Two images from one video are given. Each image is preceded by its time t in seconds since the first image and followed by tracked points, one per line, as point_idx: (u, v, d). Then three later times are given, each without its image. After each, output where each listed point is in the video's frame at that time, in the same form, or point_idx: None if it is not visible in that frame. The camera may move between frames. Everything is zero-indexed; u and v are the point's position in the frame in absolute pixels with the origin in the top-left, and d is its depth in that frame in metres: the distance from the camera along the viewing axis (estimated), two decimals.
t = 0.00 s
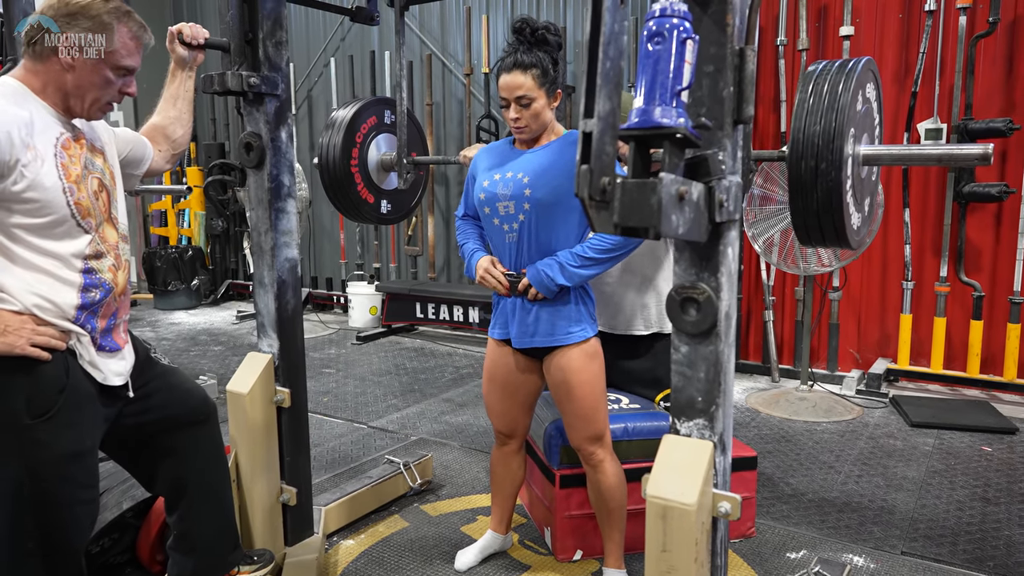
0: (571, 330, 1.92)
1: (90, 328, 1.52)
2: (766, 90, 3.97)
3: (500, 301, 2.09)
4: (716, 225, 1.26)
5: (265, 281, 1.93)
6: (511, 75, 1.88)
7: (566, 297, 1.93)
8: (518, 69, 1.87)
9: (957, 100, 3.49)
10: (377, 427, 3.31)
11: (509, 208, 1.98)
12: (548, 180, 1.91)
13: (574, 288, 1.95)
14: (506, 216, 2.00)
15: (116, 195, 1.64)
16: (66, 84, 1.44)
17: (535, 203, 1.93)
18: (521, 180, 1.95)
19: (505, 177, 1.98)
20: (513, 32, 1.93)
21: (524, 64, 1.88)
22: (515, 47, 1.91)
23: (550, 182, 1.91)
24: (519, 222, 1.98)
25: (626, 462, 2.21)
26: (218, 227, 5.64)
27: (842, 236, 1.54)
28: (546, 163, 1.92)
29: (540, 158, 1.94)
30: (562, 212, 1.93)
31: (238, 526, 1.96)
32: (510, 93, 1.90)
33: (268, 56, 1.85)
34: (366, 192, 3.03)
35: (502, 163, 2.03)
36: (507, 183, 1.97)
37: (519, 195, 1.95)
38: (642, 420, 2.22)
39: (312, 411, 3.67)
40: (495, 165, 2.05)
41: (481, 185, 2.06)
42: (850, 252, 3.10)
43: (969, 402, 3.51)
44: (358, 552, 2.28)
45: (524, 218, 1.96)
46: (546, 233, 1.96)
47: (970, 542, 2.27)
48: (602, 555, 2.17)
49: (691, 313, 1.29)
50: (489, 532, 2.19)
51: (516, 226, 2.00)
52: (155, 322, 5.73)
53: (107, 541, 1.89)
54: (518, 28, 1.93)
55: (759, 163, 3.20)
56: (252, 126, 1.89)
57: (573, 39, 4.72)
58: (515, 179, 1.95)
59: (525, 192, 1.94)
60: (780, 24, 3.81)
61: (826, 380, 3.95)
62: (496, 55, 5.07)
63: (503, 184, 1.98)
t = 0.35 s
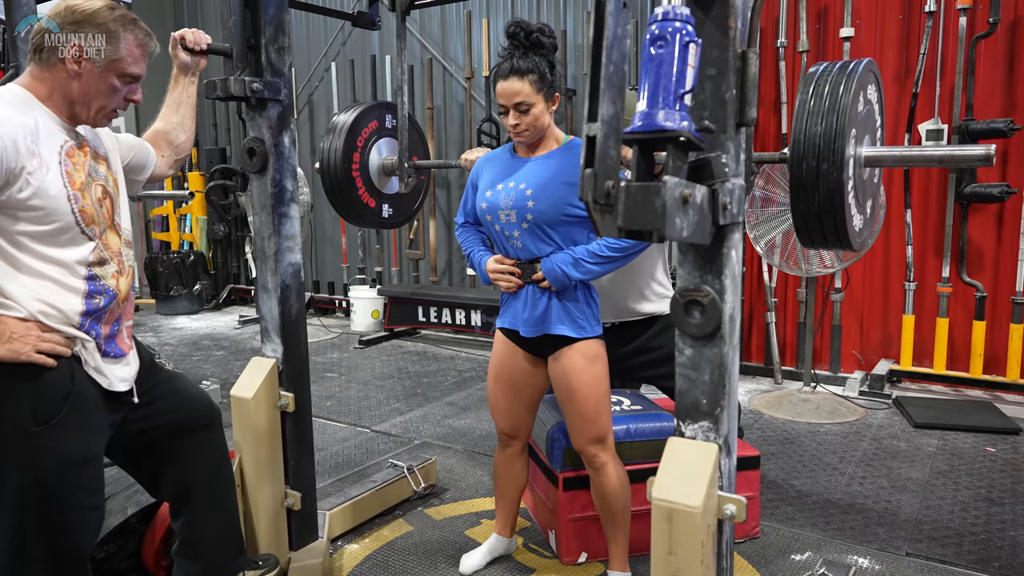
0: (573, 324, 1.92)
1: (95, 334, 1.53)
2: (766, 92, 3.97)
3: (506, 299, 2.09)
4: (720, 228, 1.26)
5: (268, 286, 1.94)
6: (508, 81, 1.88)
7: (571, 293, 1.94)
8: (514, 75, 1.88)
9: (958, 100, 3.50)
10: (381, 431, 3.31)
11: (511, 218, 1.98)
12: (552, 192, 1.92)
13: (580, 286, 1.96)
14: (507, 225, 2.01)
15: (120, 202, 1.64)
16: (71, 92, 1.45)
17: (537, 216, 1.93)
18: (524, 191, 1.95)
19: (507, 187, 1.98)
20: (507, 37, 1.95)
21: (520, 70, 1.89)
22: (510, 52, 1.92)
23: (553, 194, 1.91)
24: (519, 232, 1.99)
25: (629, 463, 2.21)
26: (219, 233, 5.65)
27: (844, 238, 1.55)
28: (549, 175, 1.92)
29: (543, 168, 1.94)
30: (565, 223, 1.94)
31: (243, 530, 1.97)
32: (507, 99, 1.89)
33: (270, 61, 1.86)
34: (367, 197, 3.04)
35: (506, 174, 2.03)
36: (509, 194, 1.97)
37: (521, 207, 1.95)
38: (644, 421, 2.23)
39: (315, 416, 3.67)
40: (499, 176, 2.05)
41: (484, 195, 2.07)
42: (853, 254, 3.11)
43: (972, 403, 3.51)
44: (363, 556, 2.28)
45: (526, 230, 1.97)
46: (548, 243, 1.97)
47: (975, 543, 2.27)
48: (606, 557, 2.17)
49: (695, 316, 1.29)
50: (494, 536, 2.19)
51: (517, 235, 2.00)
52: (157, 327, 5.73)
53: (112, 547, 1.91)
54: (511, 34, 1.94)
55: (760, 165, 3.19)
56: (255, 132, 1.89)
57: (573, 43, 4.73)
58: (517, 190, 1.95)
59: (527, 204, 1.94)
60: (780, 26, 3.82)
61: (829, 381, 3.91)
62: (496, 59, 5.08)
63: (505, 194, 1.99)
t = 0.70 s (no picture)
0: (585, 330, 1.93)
1: (100, 335, 1.53)
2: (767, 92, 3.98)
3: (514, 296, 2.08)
4: (724, 227, 1.26)
5: (272, 286, 1.94)
6: (507, 88, 1.87)
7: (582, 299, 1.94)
8: (513, 81, 1.86)
9: (959, 99, 3.50)
10: (383, 431, 3.32)
11: (518, 233, 1.98)
12: (558, 209, 1.93)
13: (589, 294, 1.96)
14: (515, 240, 2.01)
15: (122, 202, 1.64)
16: (72, 92, 1.45)
17: (546, 231, 1.94)
18: (531, 207, 1.96)
19: (514, 203, 1.99)
20: (508, 42, 1.93)
21: (519, 76, 1.87)
22: (509, 58, 1.90)
23: (559, 208, 1.92)
24: (527, 247, 1.99)
25: (632, 463, 2.20)
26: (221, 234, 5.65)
27: (847, 237, 1.54)
28: (556, 192, 1.94)
29: (550, 183, 1.95)
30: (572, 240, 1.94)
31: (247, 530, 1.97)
32: (507, 107, 1.89)
33: (273, 62, 1.86)
34: (368, 197, 3.04)
35: (512, 188, 2.03)
36: (516, 209, 1.98)
37: (528, 222, 1.96)
38: (647, 422, 2.23)
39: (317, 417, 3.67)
40: (504, 190, 2.05)
41: (491, 210, 2.06)
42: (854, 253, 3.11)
43: (974, 402, 3.51)
44: (366, 556, 2.28)
45: (533, 244, 1.97)
46: (555, 257, 1.97)
47: (978, 541, 2.27)
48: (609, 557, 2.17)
49: (699, 315, 1.29)
50: (496, 536, 2.20)
51: (523, 251, 2.00)
52: (159, 329, 5.74)
53: (116, 548, 1.91)
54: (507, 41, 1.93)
55: (762, 164, 3.19)
56: (258, 132, 1.90)
57: (574, 43, 4.74)
58: (524, 206, 1.96)
59: (535, 220, 1.95)
60: (781, 26, 3.82)
61: (831, 380, 3.92)
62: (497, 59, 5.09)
63: (513, 210, 1.99)
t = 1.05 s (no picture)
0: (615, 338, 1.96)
1: (103, 332, 1.53)
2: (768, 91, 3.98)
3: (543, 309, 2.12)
4: (729, 223, 1.27)
5: (276, 285, 1.95)
6: (522, 108, 1.91)
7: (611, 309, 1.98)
8: (529, 101, 1.90)
9: (960, 98, 3.51)
10: (385, 430, 3.32)
11: (542, 245, 2.00)
12: (580, 219, 1.94)
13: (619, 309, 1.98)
14: (540, 253, 2.02)
15: (128, 199, 1.65)
16: (78, 90, 1.46)
17: (567, 240, 1.95)
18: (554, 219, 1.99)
19: (538, 216, 2.02)
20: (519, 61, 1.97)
21: (534, 95, 1.90)
22: (522, 76, 1.94)
23: (582, 218, 1.94)
24: (552, 258, 1.99)
25: (636, 461, 2.21)
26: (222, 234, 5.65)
27: (850, 233, 1.55)
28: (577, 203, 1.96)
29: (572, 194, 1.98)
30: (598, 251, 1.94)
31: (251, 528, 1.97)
32: (523, 126, 1.92)
33: (277, 60, 1.86)
34: (370, 195, 3.04)
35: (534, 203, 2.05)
36: (539, 222, 2.01)
37: (551, 233, 1.98)
38: (651, 420, 2.23)
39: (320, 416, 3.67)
40: (526, 205, 2.07)
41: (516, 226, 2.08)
42: (856, 251, 3.11)
43: (976, 400, 3.51)
44: (370, 554, 2.28)
45: (557, 255, 1.98)
46: (580, 269, 1.98)
47: (981, 538, 2.27)
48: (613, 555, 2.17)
49: (704, 311, 1.30)
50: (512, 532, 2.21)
51: (549, 262, 2.01)
52: (161, 328, 5.74)
53: (121, 545, 1.90)
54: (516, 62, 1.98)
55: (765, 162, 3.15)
56: (263, 131, 1.90)
57: (575, 42, 4.75)
58: (547, 219, 1.99)
59: (558, 230, 1.96)
60: (782, 25, 3.82)
61: (833, 379, 3.93)
62: (499, 59, 5.09)
63: (536, 223, 2.02)
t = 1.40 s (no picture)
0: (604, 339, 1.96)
1: (107, 331, 1.54)
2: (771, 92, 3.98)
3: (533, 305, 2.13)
4: (733, 222, 1.27)
5: (279, 283, 1.95)
6: (526, 109, 1.88)
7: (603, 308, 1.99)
8: (535, 103, 1.87)
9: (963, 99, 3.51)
10: (387, 429, 3.33)
11: (541, 246, 2.00)
12: (580, 223, 1.95)
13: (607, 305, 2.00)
14: (538, 254, 2.02)
15: (132, 198, 1.65)
16: (86, 88, 1.46)
17: (568, 243, 1.95)
18: (554, 222, 1.98)
19: (537, 217, 2.00)
20: (526, 60, 1.92)
21: (540, 97, 1.87)
22: (529, 77, 1.90)
23: (583, 221, 1.94)
24: (551, 261, 2.00)
25: (639, 461, 2.21)
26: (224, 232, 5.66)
27: (855, 235, 1.55)
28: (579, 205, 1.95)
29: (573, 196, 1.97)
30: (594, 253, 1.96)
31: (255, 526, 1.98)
32: (529, 128, 1.89)
33: (282, 59, 1.87)
34: (376, 194, 3.05)
35: (533, 201, 2.03)
36: (540, 223, 2.00)
37: (552, 236, 1.98)
38: (654, 419, 2.23)
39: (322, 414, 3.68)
40: (525, 203, 2.05)
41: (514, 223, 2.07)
42: (859, 252, 3.11)
43: (977, 401, 3.51)
44: (372, 552, 2.29)
45: (557, 257, 1.98)
46: (579, 271, 1.98)
47: (983, 539, 2.28)
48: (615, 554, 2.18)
49: (709, 310, 1.30)
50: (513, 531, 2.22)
51: (547, 264, 2.01)
52: (163, 326, 5.75)
53: (124, 542, 1.91)
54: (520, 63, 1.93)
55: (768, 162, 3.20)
56: (267, 129, 1.90)
57: (578, 42, 4.75)
58: (548, 221, 1.98)
59: (558, 234, 1.96)
60: (786, 25, 3.82)
61: (834, 379, 3.93)
62: (501, 58, 5.09)
63: (536, 223, 2.01)
